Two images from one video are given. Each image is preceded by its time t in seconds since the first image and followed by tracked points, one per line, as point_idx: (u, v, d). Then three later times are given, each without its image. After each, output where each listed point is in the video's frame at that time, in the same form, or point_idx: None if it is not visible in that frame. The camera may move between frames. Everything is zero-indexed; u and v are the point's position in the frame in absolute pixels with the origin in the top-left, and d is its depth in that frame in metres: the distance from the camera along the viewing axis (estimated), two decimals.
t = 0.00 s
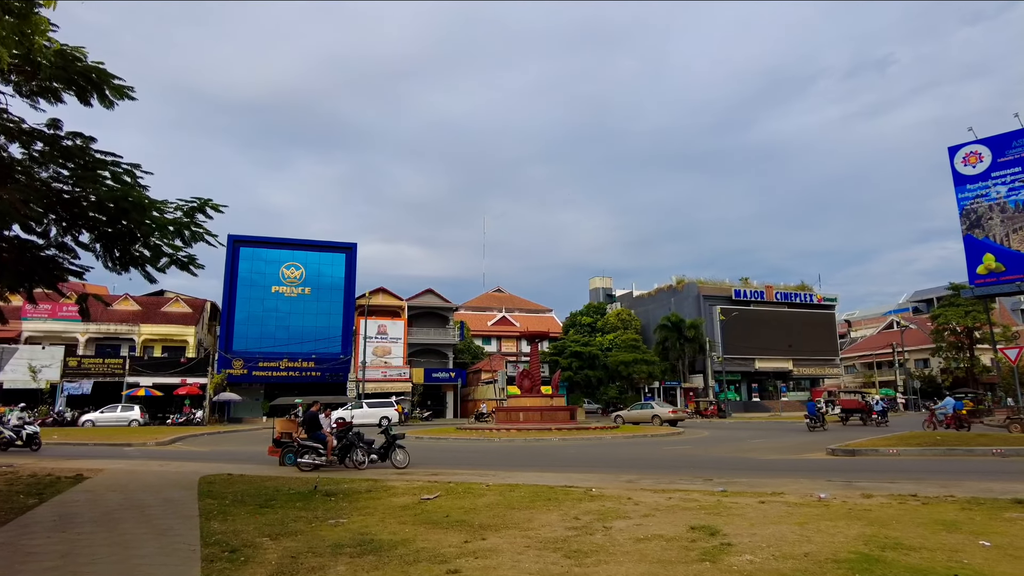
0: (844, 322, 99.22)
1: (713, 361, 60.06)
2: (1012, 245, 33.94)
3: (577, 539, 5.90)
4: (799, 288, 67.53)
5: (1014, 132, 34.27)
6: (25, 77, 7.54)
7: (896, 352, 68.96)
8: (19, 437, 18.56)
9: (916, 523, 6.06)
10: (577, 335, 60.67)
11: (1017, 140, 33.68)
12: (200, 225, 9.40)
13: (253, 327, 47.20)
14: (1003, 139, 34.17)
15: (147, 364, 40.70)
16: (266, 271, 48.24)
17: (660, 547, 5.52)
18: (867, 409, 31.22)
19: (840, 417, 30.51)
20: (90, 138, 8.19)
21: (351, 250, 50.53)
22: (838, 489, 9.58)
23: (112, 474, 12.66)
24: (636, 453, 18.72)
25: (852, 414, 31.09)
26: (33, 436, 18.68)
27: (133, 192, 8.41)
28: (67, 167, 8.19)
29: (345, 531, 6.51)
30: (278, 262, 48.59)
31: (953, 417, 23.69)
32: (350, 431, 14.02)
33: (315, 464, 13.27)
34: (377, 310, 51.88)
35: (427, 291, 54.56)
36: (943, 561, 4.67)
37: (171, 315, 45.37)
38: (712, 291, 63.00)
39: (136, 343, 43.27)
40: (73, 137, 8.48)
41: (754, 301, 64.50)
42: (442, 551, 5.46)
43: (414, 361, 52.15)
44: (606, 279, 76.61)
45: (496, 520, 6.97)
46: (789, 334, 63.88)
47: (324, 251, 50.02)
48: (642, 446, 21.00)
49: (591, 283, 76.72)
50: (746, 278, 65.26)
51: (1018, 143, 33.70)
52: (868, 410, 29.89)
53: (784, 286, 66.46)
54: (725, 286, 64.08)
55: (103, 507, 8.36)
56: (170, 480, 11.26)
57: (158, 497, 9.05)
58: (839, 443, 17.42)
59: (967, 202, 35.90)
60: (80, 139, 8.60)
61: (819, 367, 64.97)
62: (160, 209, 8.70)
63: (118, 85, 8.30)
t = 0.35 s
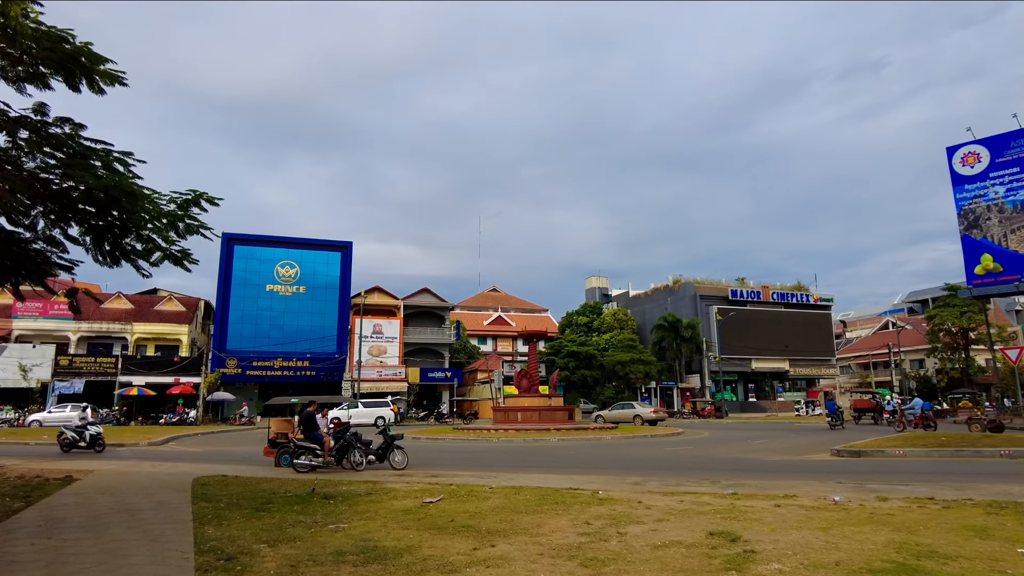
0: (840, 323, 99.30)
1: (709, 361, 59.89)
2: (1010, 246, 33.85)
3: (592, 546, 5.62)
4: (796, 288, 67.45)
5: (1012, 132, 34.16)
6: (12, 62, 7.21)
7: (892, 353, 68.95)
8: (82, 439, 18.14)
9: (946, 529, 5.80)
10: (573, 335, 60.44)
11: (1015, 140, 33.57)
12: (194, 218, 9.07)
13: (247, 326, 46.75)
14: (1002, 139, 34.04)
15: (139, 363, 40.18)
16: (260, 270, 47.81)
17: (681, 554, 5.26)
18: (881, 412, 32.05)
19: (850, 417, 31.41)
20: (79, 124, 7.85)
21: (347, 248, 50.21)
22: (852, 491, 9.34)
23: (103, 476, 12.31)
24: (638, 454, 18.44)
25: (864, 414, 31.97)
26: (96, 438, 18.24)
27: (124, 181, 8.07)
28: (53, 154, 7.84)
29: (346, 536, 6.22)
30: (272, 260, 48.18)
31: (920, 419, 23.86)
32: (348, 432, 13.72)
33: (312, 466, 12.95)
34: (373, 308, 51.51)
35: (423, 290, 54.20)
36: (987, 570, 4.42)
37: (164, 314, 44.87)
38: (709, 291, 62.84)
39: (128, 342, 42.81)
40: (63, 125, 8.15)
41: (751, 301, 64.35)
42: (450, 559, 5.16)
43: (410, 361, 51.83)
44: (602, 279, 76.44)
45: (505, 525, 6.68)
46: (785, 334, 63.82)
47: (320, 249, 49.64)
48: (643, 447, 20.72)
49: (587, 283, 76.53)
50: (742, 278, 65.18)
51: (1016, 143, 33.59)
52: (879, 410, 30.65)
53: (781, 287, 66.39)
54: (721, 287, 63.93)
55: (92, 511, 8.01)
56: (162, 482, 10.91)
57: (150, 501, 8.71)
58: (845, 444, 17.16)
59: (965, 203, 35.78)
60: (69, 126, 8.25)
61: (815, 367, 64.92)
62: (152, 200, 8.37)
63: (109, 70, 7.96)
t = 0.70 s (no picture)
0: (836, 322, 99.38)
1: (706, 360, 59.69)
2: (1009, 245, 33.75)
3: (611, 553, 5.31)
4: (792, 288, 67.31)
5: (1011, 131, 34.01)
6: None
7: (888, 353, 68.90)
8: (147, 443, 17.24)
9: (981, 535, 5.52)
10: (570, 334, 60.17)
11: (1014, 140, 33.41)
12: (187, 210, 8.70)
13: (241, 325, 46.26)
14: (1000, 139, 33.89)
15: (132, 363, 39.67)
16: (255, 269, 47.33)
17: (706, 562, 4.96)
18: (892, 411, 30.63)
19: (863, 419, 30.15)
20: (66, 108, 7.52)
21: (343, 247, 49.81)
22: (869, 493, 9.06)
23: (92, 478, 11.94)
24: (640, 454, 18.15)
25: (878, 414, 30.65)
26: (164, 440, 17.24)
27: (114, 167, 7.74)
28: (40, 139, 7.51)
29: (347, 543, 5.89)
30: (267, 259, 47.72)
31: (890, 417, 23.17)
32: (345, 433, 13.36)
33: (308, 467, 12.59)
34: (369, 308, 51.11)
35: (419, 289, 53.80)
36: None
37: (157, 313, 44.36)
38: (706, 290, 62.67)
39: (121, 341, 42.32)
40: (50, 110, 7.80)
41: (748, 301, 64.16)
42: (461, 569, 4.83)
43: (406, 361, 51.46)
44: (599, 279, 76.20)
45: (515, 532, 6.35)
46: (782, 334, 63.69)
47: (315, 248, 49.21)
48: (645, 447, 20.42)
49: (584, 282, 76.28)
50: (739, 278, 65.01)
51: (1015, 142, 33.43)
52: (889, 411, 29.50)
53: (778, 287, 66.29)
54: (718, 286, 63.77)
55: (77, 516, 7.62)
56: (152, 485, 10.52)
57: (139, 505, 8.34)
58: (851, 444, 16.89)
59: (963, 202, 35.59)
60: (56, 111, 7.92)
61: (812, 367, 64.83)
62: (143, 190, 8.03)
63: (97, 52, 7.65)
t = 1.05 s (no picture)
0: (833, 322, 99.36)
1: (705, 360, 59.50)
2: (1010, 245, 33.55)
3: (633, 563, 5.03)
4: (791, 288, 67.20)
5: (1011, 131, 33.78)
6: None
7: (886, 352, 68.82)
8: (224, 445, 15.86)
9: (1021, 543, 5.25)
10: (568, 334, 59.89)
11: (1014, 139, 33.19)
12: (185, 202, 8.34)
13: (237, 324, 45.83)
14: (1000, 138, 33.67)
15: (126, 362, 39.23)
16: (250, 268, 46.92)
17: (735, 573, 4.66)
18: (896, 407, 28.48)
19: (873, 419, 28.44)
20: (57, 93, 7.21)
21: (340, 246, 49.41)
22: (887, 496, 8.81)
23: (85, 480, 11.62)
24: (644, 455, 17.87)
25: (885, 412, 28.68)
26: (241, 442, 15.76)
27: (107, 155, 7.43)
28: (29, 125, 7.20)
29: (352, 551, 5.58)
30: (263, 257, 47.32)
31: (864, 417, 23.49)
32: (345, 433, 13.04)
33: (307, 469, 12.26)
34: (366, 307, 50.74)
35: (416, 288, 53.49)
36: None
37: (152, 312, 43.91)
38: (704, 290, 62.51)
39: (115, 341, 41.89)
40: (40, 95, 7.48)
41: (746, 301, 64.00)
42: None
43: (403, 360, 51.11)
44: (597, 278, 75.94)
45: (529, 538, 6.05)
46: (780, 333, 63.56)
47: (312, 247, 48.81)
48: (648, 447, 20.15)
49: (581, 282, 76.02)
50: (738, 278, 64.86)
51: (1016, 142, 33.21)
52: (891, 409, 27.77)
53: (776, 286, 66.15)
54: (717, 286, 63.61)
55: (69, 522, 7.30)
56: (148, 487, 10.19)
57: (134, 510, 8.01)
58: (858, 445, 16.64)
59: (964, 201, 35.39)
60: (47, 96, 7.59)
61: (810, 367, 64.72)
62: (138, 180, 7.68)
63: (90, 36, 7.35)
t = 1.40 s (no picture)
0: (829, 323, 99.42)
1: (703, 361, 59.34)
2: (1009, 246, 33.45)
3: (657, 572, 4.78)
4: (788, 289, 67.15)
5: (1011, 132, 33.64)
6: None
7: (883, 353, 68.84)
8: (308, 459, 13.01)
9: None
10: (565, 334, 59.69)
11: (1013, 140, 33.04)
12: (182, 195, 8.03)
13: (232, 324, 45.43)
14: (1000, 139, 33.54)
15: (120, 362, 38.81)
16: (246, 267, 46.52)
17: None
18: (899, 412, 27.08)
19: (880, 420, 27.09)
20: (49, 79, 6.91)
21: (336, 246, 49.03)
22: (905, 500, 8.59)
23: (78, 483, 11.30)
24: (647, 457, 17.65)
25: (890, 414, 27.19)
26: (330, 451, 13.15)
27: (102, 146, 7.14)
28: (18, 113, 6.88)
29: (359, 559, 5.30)
30: (259, 257, 46.93)
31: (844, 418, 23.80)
32: (345, 435, 12.75)
33: (306, 471, 11.97)
34: (363, 307, 50.43)
35: (413, 288, 53.19)
36: None
37: (147, 312, 43.47)
38: (702, 291, 62.38)
39: (109, 340, 41.48)
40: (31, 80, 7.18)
41: (744, 302, 63.88)
42: None
43: (400, 361, 50.80)
44: (594, 279, 75.72)
45: (543, 546, 5.78)
46: (778, 335, 63.47)
47: (308, 246, 48.43)
48: (651, 449, 19.95)
49: (579, 282, 75.83)
50: (735, 279, 64.77)
51: (1015, 143, 33.07)
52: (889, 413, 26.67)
53: (774, 287, 66.07)
54: (714, 287, 63.50)
55: (59, 529, 6.98)
56: (142, 490, 9.88)
57: (127, 515, 7.70)
58: (866, 447, 16.41)
59: (963, 203, 35.28)
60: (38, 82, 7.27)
61: (807, 368, 64.66)
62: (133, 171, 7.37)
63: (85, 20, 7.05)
